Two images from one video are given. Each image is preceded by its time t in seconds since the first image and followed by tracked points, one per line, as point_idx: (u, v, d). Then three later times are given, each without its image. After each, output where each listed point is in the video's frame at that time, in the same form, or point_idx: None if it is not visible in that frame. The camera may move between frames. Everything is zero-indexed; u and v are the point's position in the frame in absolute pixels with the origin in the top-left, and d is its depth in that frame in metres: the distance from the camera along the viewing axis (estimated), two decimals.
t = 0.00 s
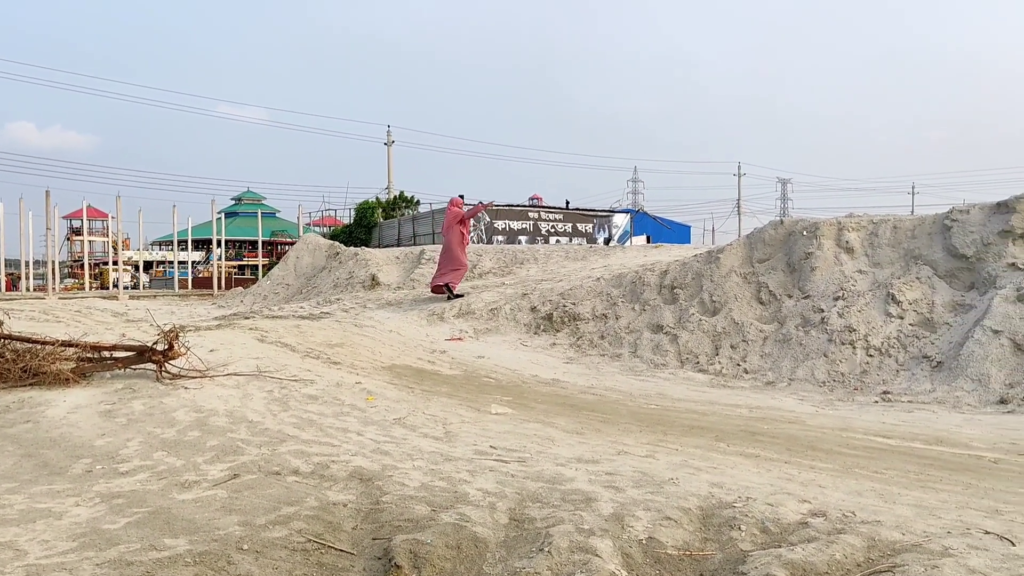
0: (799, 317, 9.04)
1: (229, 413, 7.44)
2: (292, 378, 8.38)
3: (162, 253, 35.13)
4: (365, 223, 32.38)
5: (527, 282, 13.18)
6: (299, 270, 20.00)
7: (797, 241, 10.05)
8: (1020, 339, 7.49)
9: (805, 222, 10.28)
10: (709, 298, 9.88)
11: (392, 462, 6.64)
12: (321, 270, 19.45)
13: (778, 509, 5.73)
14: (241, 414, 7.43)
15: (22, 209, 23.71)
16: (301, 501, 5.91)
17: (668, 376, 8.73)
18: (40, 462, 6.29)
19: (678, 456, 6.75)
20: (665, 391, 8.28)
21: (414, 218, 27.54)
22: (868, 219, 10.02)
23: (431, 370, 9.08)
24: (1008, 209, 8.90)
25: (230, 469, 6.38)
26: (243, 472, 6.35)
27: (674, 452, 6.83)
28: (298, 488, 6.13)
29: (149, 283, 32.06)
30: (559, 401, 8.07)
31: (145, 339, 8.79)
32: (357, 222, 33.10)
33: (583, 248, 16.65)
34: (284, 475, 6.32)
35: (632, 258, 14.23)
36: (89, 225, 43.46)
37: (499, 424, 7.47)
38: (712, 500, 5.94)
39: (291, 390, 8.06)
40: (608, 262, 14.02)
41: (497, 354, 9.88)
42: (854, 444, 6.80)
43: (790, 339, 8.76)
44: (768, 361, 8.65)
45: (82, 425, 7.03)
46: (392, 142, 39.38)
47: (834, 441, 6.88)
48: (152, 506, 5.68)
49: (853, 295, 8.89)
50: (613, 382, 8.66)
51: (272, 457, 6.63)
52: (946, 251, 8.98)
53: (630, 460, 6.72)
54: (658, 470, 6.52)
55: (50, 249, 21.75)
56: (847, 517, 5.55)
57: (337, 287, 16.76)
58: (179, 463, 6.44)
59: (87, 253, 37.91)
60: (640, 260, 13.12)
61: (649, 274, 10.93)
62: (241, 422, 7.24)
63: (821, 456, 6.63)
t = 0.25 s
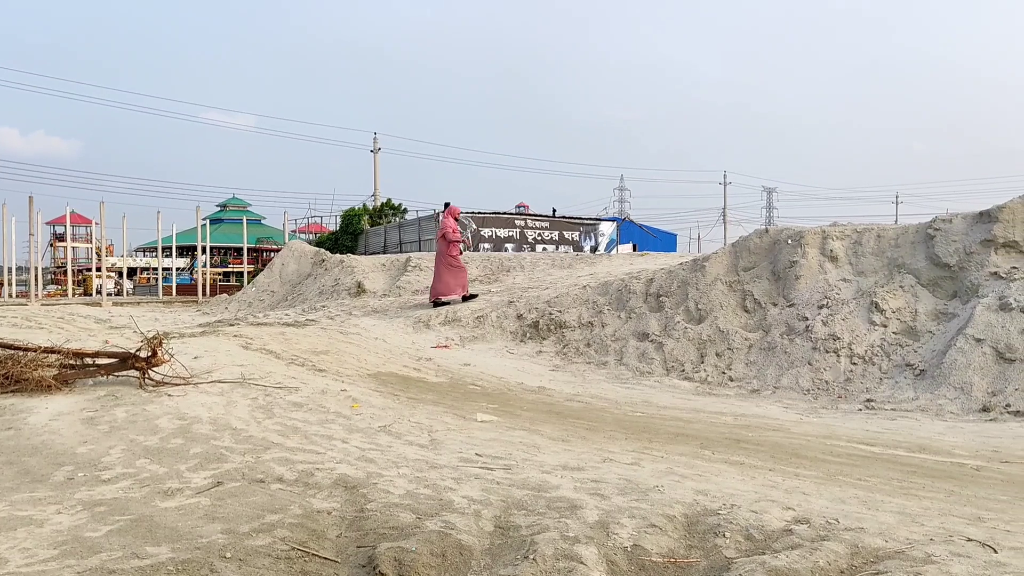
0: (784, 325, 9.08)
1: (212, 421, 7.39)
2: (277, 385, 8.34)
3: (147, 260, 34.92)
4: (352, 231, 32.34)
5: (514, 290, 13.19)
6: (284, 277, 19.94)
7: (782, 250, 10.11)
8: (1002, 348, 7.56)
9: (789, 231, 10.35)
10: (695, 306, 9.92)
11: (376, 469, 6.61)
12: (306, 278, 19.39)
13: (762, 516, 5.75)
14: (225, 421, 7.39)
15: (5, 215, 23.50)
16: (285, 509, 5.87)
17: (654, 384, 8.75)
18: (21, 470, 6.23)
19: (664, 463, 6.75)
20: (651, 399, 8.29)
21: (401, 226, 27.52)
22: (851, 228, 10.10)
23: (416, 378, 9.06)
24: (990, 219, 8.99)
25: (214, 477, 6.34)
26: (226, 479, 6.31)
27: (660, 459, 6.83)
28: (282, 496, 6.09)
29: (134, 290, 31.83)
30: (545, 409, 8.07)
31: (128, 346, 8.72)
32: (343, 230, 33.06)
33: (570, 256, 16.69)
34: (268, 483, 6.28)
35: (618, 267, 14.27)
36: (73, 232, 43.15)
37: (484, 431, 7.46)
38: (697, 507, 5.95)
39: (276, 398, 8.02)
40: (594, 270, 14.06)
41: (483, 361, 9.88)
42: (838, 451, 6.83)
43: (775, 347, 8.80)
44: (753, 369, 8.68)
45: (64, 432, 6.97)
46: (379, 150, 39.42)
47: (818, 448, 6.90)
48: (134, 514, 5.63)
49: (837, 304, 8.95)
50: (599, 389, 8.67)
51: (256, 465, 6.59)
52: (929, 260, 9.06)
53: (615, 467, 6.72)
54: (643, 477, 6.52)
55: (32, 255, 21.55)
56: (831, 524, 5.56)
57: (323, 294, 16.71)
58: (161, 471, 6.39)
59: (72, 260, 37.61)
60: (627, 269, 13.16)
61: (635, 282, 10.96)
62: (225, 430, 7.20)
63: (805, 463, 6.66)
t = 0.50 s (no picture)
0: (771, 333, 9.13)
1: (198, 428, 7.35)
2: (264, 392, 8.31)
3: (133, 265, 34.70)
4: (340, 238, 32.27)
5: (502, 297, 13.20)
6: (272, 284, 19.87)
7: (769, 258, 10.16)
8: (986, 357, 7.63)
9: (776, 239, 10.40)
10: (683, 313, 9.96)
11: (363, 477, 6.58)
12: (294, 284, 19.33)
13: (749, 524, 5.76)
14: (211, 428, 7.36)
15: None
16: (271, 517, 5.84)
17: (642, 391, 8.77)
18: (4, 477, 6.17)
19: (651, 471, 6.76)
20: (638, 406, 8.31)
21: (389, 233, 27.49)
22: (837, 237, 10.18)
23: (404, 385, 9.04)
24: (974, 229, 9.07)
25: (199, 485, 6.30)
26: (212, 487, 6.27)
27: (648, 467, 6.84)
28: (268, 504, 6.05)
29: (120, 295, 31.63)
30: (533, 416, 8.07)
31: (114, 353, 8.66)
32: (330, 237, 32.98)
33: (558, 264, 16.71)
34: (254, 491, 6.25)
35: (606, 274, 14.30)
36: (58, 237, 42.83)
37: (472, 439, 7.45)
38: (684, 515, 5.96)
39: (262, 405, 7.99)
40: (583, 278, 14.09)
41: (471, 368, 9.87)
42: (824, 459, 6.86)
43: (762, 355, 8.84)
44: (740, 377, 8.71)
45: (48, 439, 6.91)
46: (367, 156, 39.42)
47: (805, 456, 6.93)
48: (119, 522, 5.59)
49: (823, 312, 9.01)
50: (587, 397, 8.68)
51: (242, 472, 6.55)
52: (914, 269, 9.13)
53: (603, 475, 6.73)
54: (631, 485, 6.53)
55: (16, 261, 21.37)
56: (817, 532, 5.58)
57: (311, 301, 16.67)
58: (146, 478, 6.34)
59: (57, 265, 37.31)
60: (615, 276, 13.19)
61: (624, 290, 10.99)
62: (211, 437, 7.17)
63: (792, 471, 6.68)
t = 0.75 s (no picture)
0: (755, 343, 9.17)
1: (181, 438, 7.30)
2: (247, 402, 8.25)
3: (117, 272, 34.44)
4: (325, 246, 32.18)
5: (488, 306, 13.20)
6: (256, 292, 19.78)
7: (753, 268, 10.22)
8: (968, 368, 7.70)
9: (761, 250, 10.46)
10: (668, 323, 9.99)
11: (347, 488, 6.55)
12: (279, 293, 19.25)
13: (733, 535, 5.76)
14: (193, 439, 7.31)
15: None
16: (254, 528, 5.79)
17: (627, 401, 8.78)
18: None
19: (636, 482, 6.77)
20: (624, 416, 8.32)
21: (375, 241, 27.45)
22: (821, 248, 10.25)
23: (389, 395, 9.01)
24: (956, 240, 9.16)
25: (181, 496, 6.24)
26: (194, 498, 6.22)
27: (633, 478, 6.85)
28: (251, 515, 6.01)
29: (104, 303, 31.38)
30: (518, 426, 8.06)
31: (96, 362, 8.60)
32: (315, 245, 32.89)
33: (544, 273, 16.74)
34: (236, 502, 6.20)
35: (592, 284, 14.34)
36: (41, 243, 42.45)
37: (457, 449, 7.43)
38: (668, 526, 5.96)
39: (246, 414, 7.94)
40: (569, 287, 14.11)
41: (457, 378, 9.86)
42: (808, 469, 6.89)
43: (747, 365, 8.88)
44: (725, 387, 8.75)
45: (29, 449, 6.84)
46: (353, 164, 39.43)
47: (789, 467, 6.96)
48: (100, 533, 5.53)
49: (807, 322, 9.06)
50: (572, 407, 8.68)
51: (225, 483, 6.50)
52: (896, 280, 9.20)
53: (588, 486, 6.72)
54: (616, 496, 6.53)
55: None
56: (801, 543, 5.59)
57: (296, 309, 16.61)
58: (128, 489, 6.29)
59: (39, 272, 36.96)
60: (601, 286, 13.22)
61: (609, 300, 11.01)
62: (194, 448, 7.11)
63: (776, 482, 6.70)
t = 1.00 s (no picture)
0: (741, 353, 9.20)
1: (165, 447, 7.25)
2: (232, 411, 8.21)
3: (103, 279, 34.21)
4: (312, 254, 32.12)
5: (475, 314, 13.20)
6: (242, 300, 19.70)
7: (739, 278, 10.26)
8: (951, 378, 7.75)
9: (746, 259, 10.51)
10: (654, 333, 10.02)
11: (332, 497, 6.51)
12: (264, 301, 19.18)
13: (718, 545, 5.75)
14: (177, 448, 7.26)
15: None
16: (238, 539, 5.74)
17: (613, 410, 8.79)
18: None
19: (622, 491, 6.76)
20: (610, 426, 8.32)
21: (362, 250, 27.41)
22: (806, 258, 10.31)
23: (375, 404, 8.98)
24: (939, 251, 9.24)
25: (165, 506, 6.19)
26: (178, 508, 6.17)
27: (618, 487, 6.84)
28: (235, 525, 5.96)
29: (88, 310, 31.17)
30: (504, 436, 8.05)
31: (79, 370, 8.54)
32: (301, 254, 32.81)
33: (531, 282, 16.76)
34: (220, 512, 6.16)
35: (579, 293, 14.36)
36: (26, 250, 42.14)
37: (443, 458, 7.41)
38: (654, 536, 5.95)
39: (230, 424, 7.89)
40: (555, 296, 14.13)
41: (443, 387, 9.84)
42: (793, 479, 6.91)
43: (732, 374, 8.90)
44: (711, 397, 8.76)
45: (11, 459, 6.78)
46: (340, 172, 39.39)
47: (774, 476, 6.98)
48: (83, 543, 5.47)
49: (792, 332, 9.10)
50: (559, 416, 8.68)
51: (209, 493, 6.46)
52: (880, 290, 9.27)
53: (574, 495, 6.71)
54: (601, 506, 6.53)
55: None
56: (786, 552, 5.58)
57: (282, 318, 16.55)
58: (111, 499, 6.23)
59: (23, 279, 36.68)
60: (588, 295, 13.25)
61: (596, 308, 11.03)
62: (177, 457, 7.07)
63: (761, 491, 6.71)
